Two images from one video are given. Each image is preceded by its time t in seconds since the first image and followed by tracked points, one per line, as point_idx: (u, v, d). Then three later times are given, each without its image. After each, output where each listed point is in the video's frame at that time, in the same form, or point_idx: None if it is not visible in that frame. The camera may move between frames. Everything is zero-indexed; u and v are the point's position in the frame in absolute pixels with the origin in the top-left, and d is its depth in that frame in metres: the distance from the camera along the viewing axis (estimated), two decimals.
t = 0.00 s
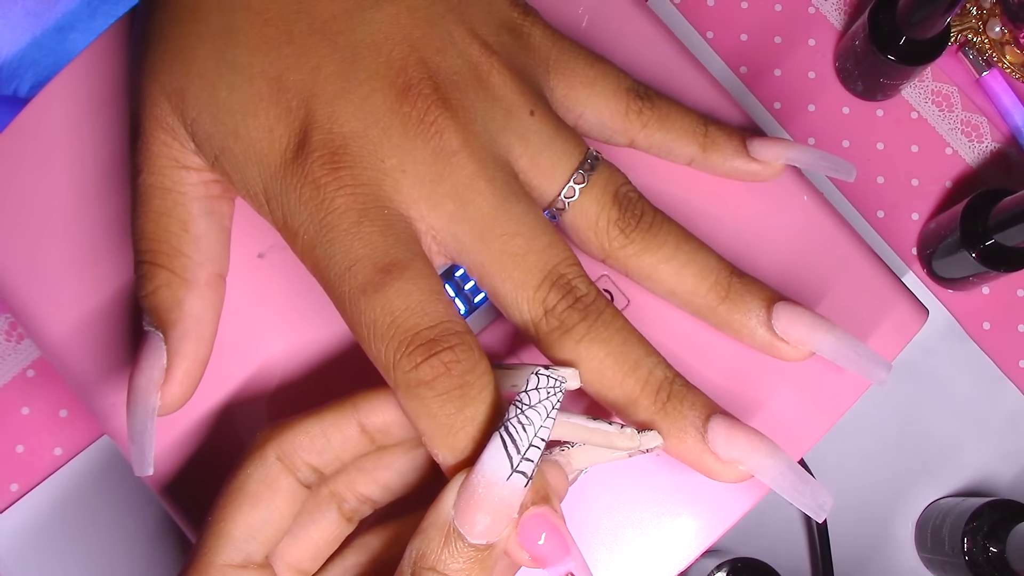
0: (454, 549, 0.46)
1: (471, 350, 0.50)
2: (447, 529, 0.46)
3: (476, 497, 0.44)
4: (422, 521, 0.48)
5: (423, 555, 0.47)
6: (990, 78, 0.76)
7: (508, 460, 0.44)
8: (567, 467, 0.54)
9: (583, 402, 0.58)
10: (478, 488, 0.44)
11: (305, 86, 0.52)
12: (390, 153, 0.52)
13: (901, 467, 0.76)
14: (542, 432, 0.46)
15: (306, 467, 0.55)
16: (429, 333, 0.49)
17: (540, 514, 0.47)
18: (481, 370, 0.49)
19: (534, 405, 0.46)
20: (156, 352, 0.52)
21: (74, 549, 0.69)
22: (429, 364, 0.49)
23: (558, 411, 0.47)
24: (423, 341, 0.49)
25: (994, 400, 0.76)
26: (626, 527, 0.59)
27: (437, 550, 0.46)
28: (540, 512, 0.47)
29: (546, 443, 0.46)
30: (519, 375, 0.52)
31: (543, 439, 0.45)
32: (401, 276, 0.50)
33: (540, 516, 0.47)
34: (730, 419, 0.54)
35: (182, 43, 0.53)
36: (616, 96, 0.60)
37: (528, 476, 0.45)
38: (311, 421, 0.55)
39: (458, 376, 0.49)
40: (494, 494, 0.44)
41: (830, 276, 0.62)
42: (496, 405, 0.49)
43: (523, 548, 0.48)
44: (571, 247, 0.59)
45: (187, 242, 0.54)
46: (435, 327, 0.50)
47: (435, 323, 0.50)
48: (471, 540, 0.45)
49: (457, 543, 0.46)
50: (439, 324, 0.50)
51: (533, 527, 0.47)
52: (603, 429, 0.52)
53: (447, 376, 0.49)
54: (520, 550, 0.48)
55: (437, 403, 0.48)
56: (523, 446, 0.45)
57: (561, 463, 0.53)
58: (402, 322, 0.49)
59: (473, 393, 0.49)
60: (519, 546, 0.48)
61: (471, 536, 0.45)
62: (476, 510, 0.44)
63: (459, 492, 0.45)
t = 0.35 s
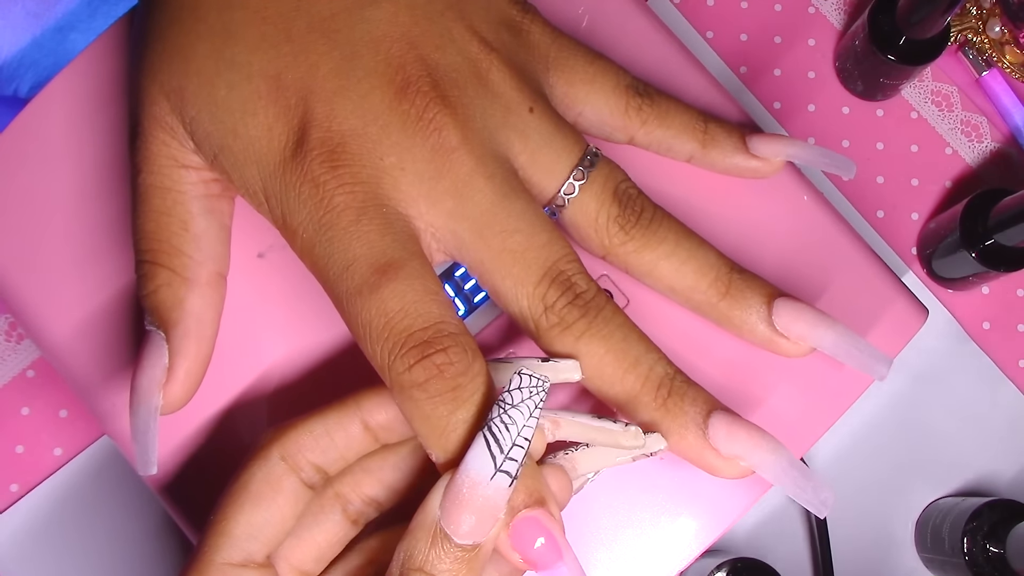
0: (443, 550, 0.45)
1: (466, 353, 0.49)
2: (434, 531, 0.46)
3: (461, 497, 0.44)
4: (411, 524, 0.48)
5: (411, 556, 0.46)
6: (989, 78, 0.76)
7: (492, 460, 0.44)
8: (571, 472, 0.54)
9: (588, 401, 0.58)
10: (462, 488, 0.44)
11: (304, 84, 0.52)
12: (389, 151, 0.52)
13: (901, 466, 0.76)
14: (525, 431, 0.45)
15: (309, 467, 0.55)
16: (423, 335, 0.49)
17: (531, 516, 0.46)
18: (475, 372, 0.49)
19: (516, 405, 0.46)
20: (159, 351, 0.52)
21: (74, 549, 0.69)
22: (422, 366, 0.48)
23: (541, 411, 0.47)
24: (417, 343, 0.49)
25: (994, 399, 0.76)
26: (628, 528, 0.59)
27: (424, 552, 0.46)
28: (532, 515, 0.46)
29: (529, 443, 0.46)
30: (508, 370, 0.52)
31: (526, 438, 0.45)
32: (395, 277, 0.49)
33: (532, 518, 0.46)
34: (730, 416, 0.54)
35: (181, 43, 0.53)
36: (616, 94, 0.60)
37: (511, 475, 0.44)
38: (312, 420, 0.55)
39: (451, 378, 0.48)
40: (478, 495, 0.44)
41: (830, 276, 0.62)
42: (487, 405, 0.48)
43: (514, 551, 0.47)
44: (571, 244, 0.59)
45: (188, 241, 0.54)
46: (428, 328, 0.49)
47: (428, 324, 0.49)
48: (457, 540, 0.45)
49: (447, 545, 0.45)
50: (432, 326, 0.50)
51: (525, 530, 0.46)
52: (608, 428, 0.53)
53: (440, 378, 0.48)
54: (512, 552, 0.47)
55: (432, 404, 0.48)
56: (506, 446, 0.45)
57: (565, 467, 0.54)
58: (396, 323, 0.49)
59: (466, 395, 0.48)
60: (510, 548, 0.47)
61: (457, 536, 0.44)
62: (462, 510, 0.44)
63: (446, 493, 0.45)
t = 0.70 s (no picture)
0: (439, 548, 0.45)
1: (465, 351, 0.49)
2: (429, 529, 0.46)
3: (456, 496, 0.43)
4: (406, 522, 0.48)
5: (406, 555, 0.46)
6: (989, 78, 0.76)
7: (486, 458, 0.44)
8: (574, 471, 0.54)
9: (591, 398, 0.58)
10: (457, 487, 0.44)
11: (305, 78, 0.52)
12: (390, 145, 0.52)
13: (902, 466, 0.76)
14: (518, 429, 0.45)
15: (313, 466, 0.55)
16: (422, 332, 0.49)
17: (529, 514, 0.46)
18: (474, 370, 0.49)
19: (510, 402, 0.46)
20: (167, 350, 0.52)
21: (75, 549, 0.69)
22: (420, 364, 0.48)
23: (535, 408, 0.47)
24: (416, 341, 0.49)
25: (994, 399, 0.76)
26: (629, 527, 0.59)
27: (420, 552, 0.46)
28: (529, 513, 0.46)
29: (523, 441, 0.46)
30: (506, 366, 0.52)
31: (520, 436, 0.45)
32: (395, 274, 0.49)
33: (530, 515, 0.46)
34: (735, 410, 0.54)
35: (182, 39, 0.52)
36: (616, 92, 0.60)
37: (505, 474, 0.44)
38: (315, 418, 0.55)
39: (450, 376, 0.48)
40: (473, 493, 0.43)
41: (830, 275, 0.62)
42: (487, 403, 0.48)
43: (512, 550, 0.46)
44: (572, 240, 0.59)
45: (190, 239, 0.54)
46: (427, 326, 0.49)
47: (428, 322, 0.49)
48: (452, 538, 0.44)
49: (444, 544, 0.45)
50: (432, 324, 0.49)
51: (522, 528, 0.46)
52: (610, 425, 0.53)
53: (439, 376, 0.48)
54: (510, 551, 0.46)
55: (431, 402, 0.48)
56: (499, 444, 0.45)
57: (567, 466, 0.54)
58: (395, 321, 0.49)
59: (466, 394, 0.48)
60: (506, 546, 0.46)
61: (452, 535, 0.44)
62: (456, 509, 0.43)
63: (441, 491, 0.44)
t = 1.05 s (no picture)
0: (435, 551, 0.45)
1: (460, 352, 0.49)
2: (425, 533, 0.46)
3: (451, 497, 0.43)
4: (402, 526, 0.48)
5: (403, 558, 0.46)
6: (989, 78, 0.76)
7: (481, 458, 0.44)
8: (569, 471, 0.54)
9: (588, 398, 0.59)
10: (452, 488, 0.43)
11: (305, 77, 0.52)
12: (389, 144, 0.52)
13: (901, 466, 0.76)
14: (513, 430, 0.45)
15: (310, 468, 0.55)
16: (418, 333, 0.49)
17: (524, 515, 0.46)
18: (470, 372, 0.49)
19: (503, 403, 0.46)
20: (167, 350, 0.53)
21: (75, 549, 0.69)
22: (415, 365, 0.48)
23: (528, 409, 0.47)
24: (412, 342, 0.49)
25: (993, 399, 0.76)
26: (629, 526, 0.59)
27: (415, 555, 0.46)
28: (523, 514, 0.46)
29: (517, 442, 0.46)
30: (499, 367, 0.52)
31: (514, 436, 0.45)
32: (392, 275, 0.49)
33: (524, 516, 0.46)
34: (731, 412, 0.54)
35: (182, 38, 0.53)
36: (615, 93, 0.60)
37: (500, 474, 0.44)
38: (311, 421, 0.55)
39: (446, 377, 0.48)
40: (468, 494, 0.43)
41: (830, 275, 0.62)
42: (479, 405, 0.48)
43: (507, 551, 0.46)
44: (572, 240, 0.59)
45: (191, 240, 0.54)
46: (423, 327, 0.49)
47: (424, 323, 0.49)
48: (448, 540, 0.44)
49: (440, 547, 0.45)
50: (428, 325, 0.49)
51: (517, 528, 0.46)
52: (606, 425, 0.53)
53: (435, 377, 0.48)
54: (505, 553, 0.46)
55: (426, 403, 0.48)
56: (494, 444, 0.45)
57: (563, 466, 0.54)
58: (391, 321, 0.49)
59: (461, 395, 0.48)
60: (502, 548, 0.46)
61: (448, 537, 0.44)
62: (452, 510, 0.43)
63: (436, 493, 0.44)
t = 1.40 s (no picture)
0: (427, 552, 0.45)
1: (456, 351, 0.49)
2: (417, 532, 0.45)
3: (439, 496, 0.43)
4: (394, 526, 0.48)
5: (395, 557, 0.46)
6: (991, 78, 0.76)
7: (468, 457, 0.44)
8: (570, 475, 0.54)
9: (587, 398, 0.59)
10: (440, 487, 0.43)
11: (308, 70, 0.52)
12: (390, 140, 0.52)
13: (901, 465, 0.76)
14: (501, 427, 0.45)
15: (307, 470, 0.55)
16: (416, 332, 0.49)
17: (518, 518, 0.46)
18: (465, 370, 0.48)
19: (491, 401, 0.46)
20: (167, 343, 0.53)
21: (76, 547, 0.69)
22: (411, 363, 0.48)
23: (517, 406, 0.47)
24: (409, 340, 0.49)
25: (994, 399, 0.76)
26: (629, 526, 0.59)
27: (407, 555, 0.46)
28: (517, 517, 0.46)
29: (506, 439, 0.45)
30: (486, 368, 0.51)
31: (502, 434, 0.45)
32: (391, 272, 0.49)
33: (518, 520, 0.46)
34: (719, 424, 0.55)
35: (186, 32, 0.53)
36: (616, 93, 0.60)
37: (489, 473, 0.44)
38: (308, 423, 0.55)
39: (441, 374, 0.48)
40: (456, 493, 0.43)
41: (830, 275, 0.62)
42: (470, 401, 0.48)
43: (499, 553, 0.46)
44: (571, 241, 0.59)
45: (192, 233, 0.54)
46: (421, 326, 0.49)
47: (421, 322, 0.49)
48: (438, 540, 0.44)
49: (431, 546, 0.45)
50: (425, 323, 0.49)
51: (510, 531, 0.46)
52: (604, 424, 0.53)
53: (430, 375, 0.48)
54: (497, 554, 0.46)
55: (420, 400, 0.48)
56: (482, 442, 0.44)
57: (563, 470, 0.54)
58: (389, 319, 0.49)
59: (455, 394, 0.48)
60: (494, 549, 0.46)
61: (438, 536, 0.44)
62: (441, 509, 0.43)
63: (425, 493, 0.44)
